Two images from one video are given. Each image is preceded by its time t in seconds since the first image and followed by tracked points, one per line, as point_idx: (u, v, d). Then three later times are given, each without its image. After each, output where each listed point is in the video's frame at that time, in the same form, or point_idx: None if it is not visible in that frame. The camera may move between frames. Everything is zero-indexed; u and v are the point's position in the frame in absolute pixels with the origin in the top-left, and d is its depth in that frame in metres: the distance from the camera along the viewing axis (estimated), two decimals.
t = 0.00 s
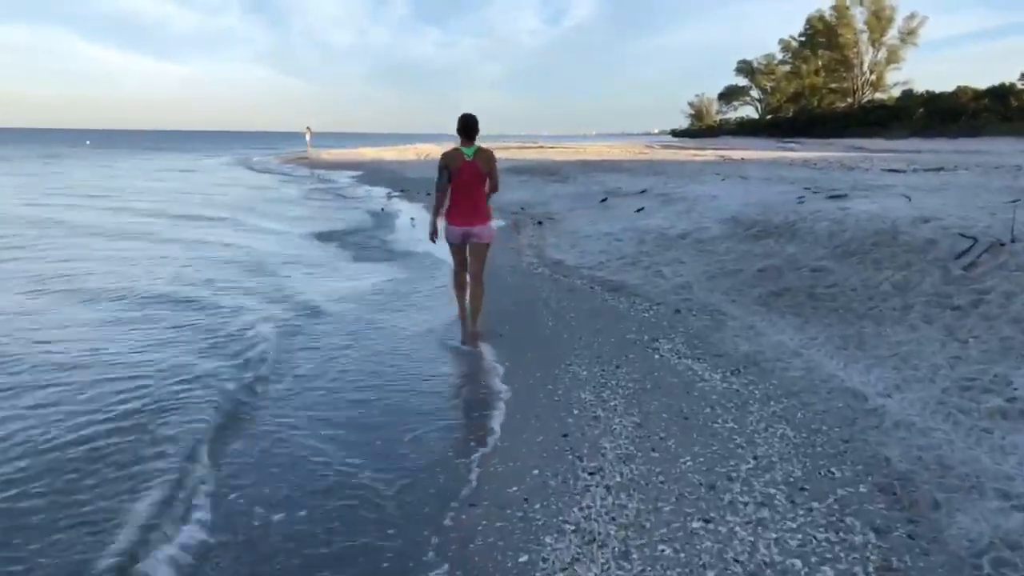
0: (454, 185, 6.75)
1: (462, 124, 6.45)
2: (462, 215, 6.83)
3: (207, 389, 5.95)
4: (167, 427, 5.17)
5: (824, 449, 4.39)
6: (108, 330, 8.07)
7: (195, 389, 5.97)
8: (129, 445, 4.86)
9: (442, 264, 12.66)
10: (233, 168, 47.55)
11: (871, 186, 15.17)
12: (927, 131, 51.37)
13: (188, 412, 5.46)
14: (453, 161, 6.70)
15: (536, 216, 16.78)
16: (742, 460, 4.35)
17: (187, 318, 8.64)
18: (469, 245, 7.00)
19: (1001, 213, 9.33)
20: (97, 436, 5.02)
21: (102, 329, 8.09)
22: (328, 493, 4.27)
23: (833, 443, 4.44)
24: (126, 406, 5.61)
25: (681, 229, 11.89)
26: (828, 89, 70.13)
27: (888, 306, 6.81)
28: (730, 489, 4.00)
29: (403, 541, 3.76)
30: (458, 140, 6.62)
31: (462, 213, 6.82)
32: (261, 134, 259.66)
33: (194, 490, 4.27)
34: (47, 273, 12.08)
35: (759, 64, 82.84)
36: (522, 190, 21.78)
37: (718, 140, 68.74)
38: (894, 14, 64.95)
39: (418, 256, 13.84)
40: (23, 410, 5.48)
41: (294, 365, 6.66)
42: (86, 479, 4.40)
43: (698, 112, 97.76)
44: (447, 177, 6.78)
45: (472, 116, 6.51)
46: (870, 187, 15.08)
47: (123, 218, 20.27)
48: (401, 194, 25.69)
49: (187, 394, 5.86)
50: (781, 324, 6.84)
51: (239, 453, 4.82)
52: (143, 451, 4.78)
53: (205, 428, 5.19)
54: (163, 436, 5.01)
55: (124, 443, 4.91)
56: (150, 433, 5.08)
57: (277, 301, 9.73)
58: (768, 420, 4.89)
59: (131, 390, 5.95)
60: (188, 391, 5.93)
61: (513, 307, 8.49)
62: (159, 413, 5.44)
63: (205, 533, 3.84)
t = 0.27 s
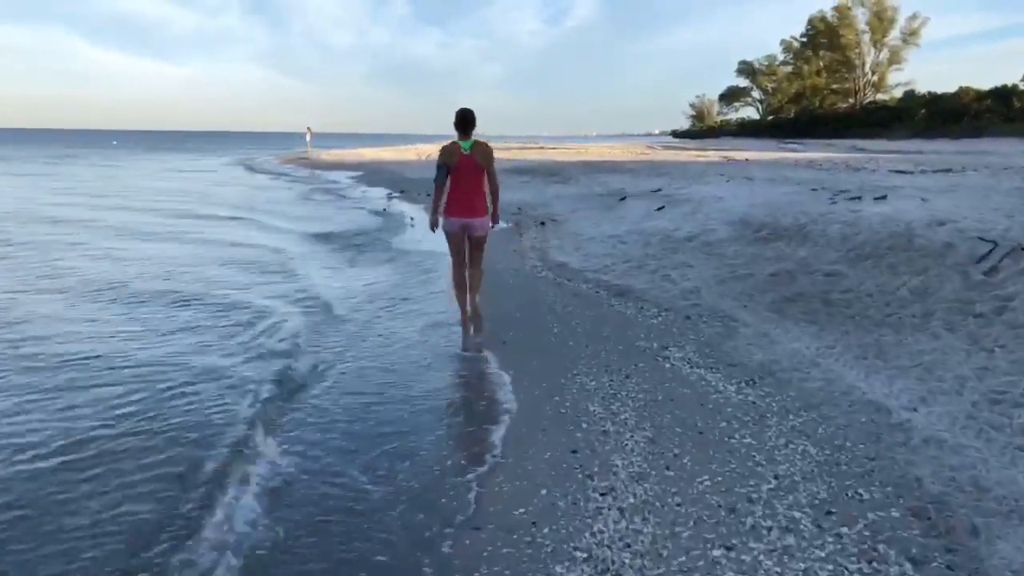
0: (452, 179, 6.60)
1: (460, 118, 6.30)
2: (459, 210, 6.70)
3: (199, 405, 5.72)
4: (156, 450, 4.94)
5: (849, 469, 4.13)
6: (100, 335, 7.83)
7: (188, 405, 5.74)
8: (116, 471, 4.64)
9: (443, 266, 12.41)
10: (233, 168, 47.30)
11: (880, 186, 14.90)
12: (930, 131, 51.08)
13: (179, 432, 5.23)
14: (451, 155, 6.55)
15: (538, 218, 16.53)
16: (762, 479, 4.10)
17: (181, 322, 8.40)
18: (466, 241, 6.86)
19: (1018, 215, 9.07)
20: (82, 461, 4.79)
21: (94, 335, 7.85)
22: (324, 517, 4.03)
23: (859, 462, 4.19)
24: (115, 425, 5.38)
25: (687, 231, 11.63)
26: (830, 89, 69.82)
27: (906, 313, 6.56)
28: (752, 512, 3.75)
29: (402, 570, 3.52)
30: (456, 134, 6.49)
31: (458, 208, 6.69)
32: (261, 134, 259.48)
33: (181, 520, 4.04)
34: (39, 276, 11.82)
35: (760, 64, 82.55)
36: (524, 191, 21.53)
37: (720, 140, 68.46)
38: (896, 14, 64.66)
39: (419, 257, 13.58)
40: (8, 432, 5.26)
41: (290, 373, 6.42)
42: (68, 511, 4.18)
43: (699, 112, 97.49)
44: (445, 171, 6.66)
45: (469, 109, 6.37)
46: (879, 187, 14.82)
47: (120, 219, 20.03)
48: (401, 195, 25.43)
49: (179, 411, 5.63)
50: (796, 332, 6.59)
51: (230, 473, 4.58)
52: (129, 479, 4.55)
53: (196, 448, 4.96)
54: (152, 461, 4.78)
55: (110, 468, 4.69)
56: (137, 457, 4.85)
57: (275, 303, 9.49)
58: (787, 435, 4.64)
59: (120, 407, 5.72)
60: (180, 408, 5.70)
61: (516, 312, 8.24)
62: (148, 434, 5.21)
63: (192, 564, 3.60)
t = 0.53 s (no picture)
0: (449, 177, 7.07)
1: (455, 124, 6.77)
2: (458, 207, 7.31)
3: (185, 414, 5.47)
4: (136, 463, 4.68)
5: (870, 485, 3.91)
6: (85, 337, 7.57)
7: (172, 413, 5.49)
8: (94, 485, 4.38)
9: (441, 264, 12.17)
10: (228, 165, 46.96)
11: (883, 184, 14.68)
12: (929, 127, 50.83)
13: (162, 443, 4.97)
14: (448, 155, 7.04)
15: (537, 216, 16.29)
16: (778, 495, 3.88)
17: (168, 323, 8.13)
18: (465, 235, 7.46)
19: None
20: (60, 473, 4.54)
21: (78, 336, 7.59)
22: (315, 536, 3.80)
23: (880, 477, 3.97)
24: (95, 434, 5.12)
25: (690, 230, 11.38)
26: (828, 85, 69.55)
27: (921, 315, 6.33)
28: (770, 533, 3.53)
29: None
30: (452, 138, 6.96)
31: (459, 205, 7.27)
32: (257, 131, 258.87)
33: (160, 543, 3.77)
34: (28, 275, 11.56)
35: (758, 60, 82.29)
36: (522, 189, 21.25)
37: (716, 138, 68.16)
38: (894, 10, 64.44)
39: (415, 255, 13.32)
40: None
41: (280, 379, 6.17)
42: (40, 529, 3.92)
43: (698, 108, 97.22)
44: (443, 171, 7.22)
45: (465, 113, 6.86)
46: (883, 184, 14.60)
47: (112, 216, 19.73)
48: (398, 192, 25.15)
49: (163, 420, 5.37)
50: (807, 336, 6.37)
51: (216, 489, 4.33)
52: (108, 494, 4.29)
53: (179, 461, 4.70)
54: (133, 474, 4.52)
55: (89, 480, 4.44)
56: (116, 470, 4.60)
57: (268, 302, 9.25)
58: (802, 446, 4.42)
59: (102, 414, 5.47)
60: (165, 416, 5.46)
61: (515, 314, 8.00)
62: (131, 444, 4.96)
63: None
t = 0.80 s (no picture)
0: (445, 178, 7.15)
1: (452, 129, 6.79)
2: (452, 208, 7.36)
3: (169, 430, 5.25)
4: (115, 484, 4.46)
5: (889, 514, 3.66)
6: (72, 348, 7.37)
7: (156, 429, 5.27)
8: (68, 507, 4.17)
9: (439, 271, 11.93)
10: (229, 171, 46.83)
11: (890, 189, 14.42)
12: (931, 131, 50.57)
13: (142, 462, 4.75)
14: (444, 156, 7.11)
15: (538, 222, 16.08)
16: (792, 524, 3.63)
17: (158, 334, 7.93)
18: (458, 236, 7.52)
19: None
20: (32, 495, 4.31)
21: (65, 345, 7.38)
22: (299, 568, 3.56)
23: (900, 505, 3.73)
24: (73, 450, 4.91)
25: (693, 237, 11.15)
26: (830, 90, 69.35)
27: (936, 327, 6.09)
28: (784, 567, 3.28)
29: None
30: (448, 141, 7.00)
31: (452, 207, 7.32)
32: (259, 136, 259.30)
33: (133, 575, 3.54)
34: (18, 282, 11.33)
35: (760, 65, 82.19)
36: (523, 194, 21.04)
37: (718, 143, 67.99)
38: (896, 15, 64.33)
39: (414, 262, 13.11)
40: None
41: (270, 395, 5.95)
42: (8, 554, 3.71)
43: (699, 113, 97.12)
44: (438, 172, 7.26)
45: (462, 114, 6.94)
46: (888, 189, 14.38)
47: (109, 222, 19.56)
48: (398, 198, 24.94)
49: (145, 436, 5.15)
50: (817, 349, 6.12)
51: (196, 514, 4.11)
52: (82, 516, 4.08)
53: (159, 481, 4.48)
54: (109, 495, 4.30)
55: (63, 502, 4.22)
56: (92, 490, 4.38)
57: (262, 312, 9.04)
58: (816, 469, 4.17)
59: (82, 428, 5.26)
60: (148, 433, 5.22)
61: (514, 324, 7.76)
62: (109, 463, 4.73)
63: None
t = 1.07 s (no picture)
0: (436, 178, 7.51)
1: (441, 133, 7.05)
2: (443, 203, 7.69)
3: (149, 446, 5.02)
4: (89, 505, 4.23)
5: (909, 542, 3.44)
6: (55, 356, 7.13)
7: (136, 446, 5.04)
8: (37, 533, 3.94)
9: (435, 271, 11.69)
10: (225, 168, 46.50)
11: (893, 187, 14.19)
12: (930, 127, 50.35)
13: (119, 481, 4.52)
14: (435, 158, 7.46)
15: (536, 221, 15.84)
16: (805, 552, 3.40)
17: (144, 341, 7.69)
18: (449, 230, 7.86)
19: None
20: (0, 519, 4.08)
21: (46, 355, 7.15)
22: None
23: (921, 532, 3.49)
24: (47, 469, 4.68)
25: (694, 237, 10.91)
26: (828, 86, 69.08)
27: (949, 334, 5.85)
28: None
29: None
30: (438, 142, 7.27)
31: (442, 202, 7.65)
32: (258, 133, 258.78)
33: None
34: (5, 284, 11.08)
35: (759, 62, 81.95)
36: (520, 192, 20.79)
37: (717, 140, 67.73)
38: (895, 11, 64.06)
39: (409, 262, 12.87)
40: None
41: (256, 406, 5.72)
42: None
43: (698, 109, 96.91)
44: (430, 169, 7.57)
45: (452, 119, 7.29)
46: (892, 187, 14.15)
47: (101, 220, 19.29)
48: (395, 196, 24.67)
49: (124, 453, 4.92)
50: (824, 357, 5.88)
51: (172, 538, 3.88)
52: (52, 543, 3.85)
53: (135, 503, 4.25)
54: (82, 519, 4.07)
55: (33, 527, 4.00)
56: (64, 514, 4.15)
57: (252, 316, 8.80)
58: (828, 489, 3.94)
59: (59, 445, 5.03)
60: (127, 449, 4.99)
61: (511, 329, 7.52)
62: (85, 483, 4.50)
63: None
